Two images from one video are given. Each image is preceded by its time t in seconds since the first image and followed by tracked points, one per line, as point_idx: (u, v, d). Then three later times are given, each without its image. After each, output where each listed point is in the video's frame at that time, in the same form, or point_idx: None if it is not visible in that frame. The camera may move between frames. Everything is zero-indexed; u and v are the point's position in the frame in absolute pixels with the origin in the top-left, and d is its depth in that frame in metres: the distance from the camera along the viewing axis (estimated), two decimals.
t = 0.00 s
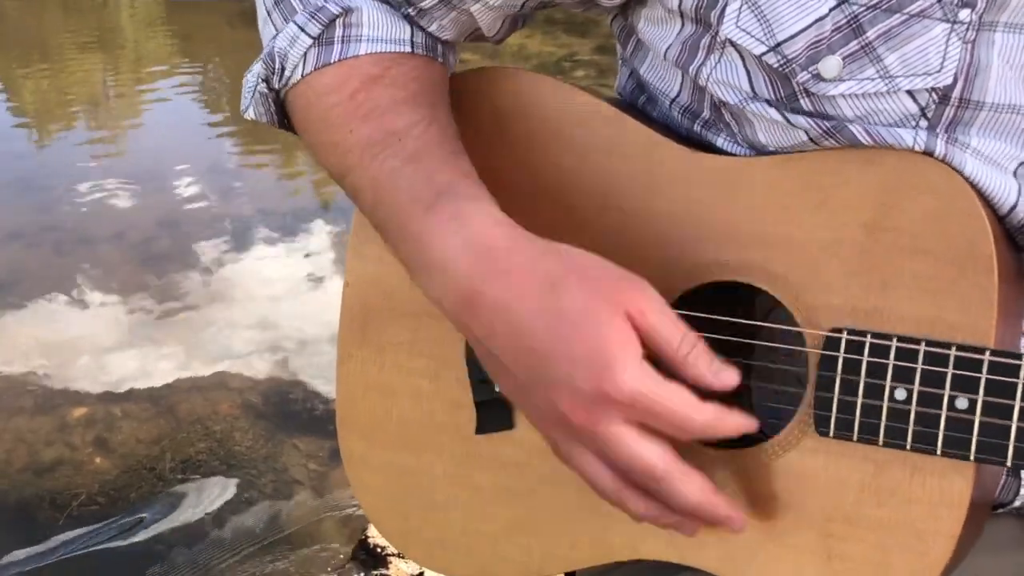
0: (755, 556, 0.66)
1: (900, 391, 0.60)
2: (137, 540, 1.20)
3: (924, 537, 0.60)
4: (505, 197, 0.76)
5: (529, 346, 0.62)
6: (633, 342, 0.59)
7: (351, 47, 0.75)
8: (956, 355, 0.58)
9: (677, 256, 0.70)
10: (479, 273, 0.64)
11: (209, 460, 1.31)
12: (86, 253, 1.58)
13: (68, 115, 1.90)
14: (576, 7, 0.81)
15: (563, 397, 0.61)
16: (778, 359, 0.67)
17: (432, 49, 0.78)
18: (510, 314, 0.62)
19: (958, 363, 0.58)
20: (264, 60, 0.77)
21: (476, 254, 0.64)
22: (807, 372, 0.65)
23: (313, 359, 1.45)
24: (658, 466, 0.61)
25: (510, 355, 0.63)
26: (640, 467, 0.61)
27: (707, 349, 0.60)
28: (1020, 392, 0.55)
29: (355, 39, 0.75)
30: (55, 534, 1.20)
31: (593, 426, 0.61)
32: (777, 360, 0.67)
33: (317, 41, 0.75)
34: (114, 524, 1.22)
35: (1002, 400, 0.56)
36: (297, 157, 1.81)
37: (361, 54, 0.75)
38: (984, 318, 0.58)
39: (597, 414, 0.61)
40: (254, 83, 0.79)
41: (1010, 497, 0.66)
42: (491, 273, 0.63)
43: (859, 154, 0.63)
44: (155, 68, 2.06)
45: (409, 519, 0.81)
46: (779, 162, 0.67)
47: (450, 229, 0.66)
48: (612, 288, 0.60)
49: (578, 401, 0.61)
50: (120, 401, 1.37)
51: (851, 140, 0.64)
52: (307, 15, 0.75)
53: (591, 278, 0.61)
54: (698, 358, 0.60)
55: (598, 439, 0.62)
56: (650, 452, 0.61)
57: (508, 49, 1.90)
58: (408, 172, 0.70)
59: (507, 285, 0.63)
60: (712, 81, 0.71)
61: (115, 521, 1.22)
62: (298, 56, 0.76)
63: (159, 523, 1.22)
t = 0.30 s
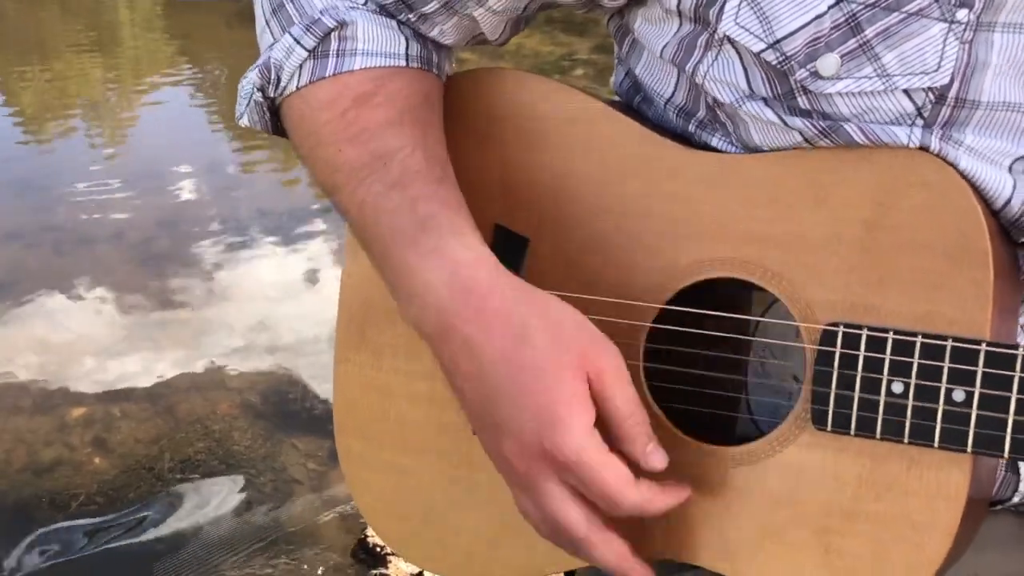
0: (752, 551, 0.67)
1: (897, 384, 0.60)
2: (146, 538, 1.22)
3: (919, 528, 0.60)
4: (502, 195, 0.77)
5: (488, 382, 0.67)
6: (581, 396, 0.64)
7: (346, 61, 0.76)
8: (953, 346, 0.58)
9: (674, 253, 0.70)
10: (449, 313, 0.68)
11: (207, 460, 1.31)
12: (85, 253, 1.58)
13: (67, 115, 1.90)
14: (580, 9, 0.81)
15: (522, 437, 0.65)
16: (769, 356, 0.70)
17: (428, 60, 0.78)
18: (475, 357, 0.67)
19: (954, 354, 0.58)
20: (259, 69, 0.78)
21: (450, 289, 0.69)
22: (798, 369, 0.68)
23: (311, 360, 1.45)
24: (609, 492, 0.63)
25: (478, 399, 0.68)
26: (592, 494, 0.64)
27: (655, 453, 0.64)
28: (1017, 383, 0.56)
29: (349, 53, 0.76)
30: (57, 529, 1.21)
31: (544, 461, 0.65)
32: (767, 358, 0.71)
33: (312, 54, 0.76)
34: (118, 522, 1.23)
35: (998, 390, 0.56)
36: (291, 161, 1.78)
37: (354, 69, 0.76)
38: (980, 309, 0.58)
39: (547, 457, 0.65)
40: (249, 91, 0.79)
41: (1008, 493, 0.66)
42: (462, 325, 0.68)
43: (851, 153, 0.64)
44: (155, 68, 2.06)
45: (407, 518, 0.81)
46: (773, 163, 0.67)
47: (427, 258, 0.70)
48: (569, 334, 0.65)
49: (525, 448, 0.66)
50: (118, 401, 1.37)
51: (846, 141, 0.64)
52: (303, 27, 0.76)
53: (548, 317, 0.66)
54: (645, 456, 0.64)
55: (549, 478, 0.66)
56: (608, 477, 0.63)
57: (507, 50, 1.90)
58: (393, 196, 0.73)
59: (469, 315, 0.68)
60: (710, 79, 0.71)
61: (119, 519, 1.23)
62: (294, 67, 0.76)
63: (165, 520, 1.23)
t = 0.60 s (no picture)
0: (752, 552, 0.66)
1: (899, 386, 0.60)
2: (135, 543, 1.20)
3: (921, 533, 0.60)
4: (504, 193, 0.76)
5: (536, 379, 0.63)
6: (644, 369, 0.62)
7: (355, 70, 0.75)
8: (955, 348, 0.58)
9: (679, 251, 0.70)
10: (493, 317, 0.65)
11: (208, 462, 1.30)
12: (85, 252, 1.58)
13: (66, 115, 1.90)
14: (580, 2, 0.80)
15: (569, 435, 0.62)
16: (773, 358, 0.69)
17: (436, 63, 0.78)
18: (517, 365, 0.64)
19: (956, 356, 0.58)
20: (267, 77, 0.77)
21: (479, 296, 0.66)
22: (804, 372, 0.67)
23: (311, 360, 1.44)
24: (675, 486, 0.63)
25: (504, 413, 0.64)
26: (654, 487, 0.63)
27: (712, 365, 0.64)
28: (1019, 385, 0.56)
29: (358, 61, 0.75)
30: (58, 537, 1.20)
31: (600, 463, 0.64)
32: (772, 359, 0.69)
33: (320, 63, 0.75)
34: (112, 526, 1.22)
35: (1000, 393, 0.56)
36: (292, 162, 1.79)
37: (364, 77, 0.75)
38: (981, 311, 0.58)
39: (542, 467, 0.63)
40: (256, 99, 0.78)
41: (1011, 496, 0.65)
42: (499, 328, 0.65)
43: (857, 152, 0.63)
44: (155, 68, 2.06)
45: (408, 518, 0.81)
46: (780, 160, 0.67)
47: (455, 271, 0.67)
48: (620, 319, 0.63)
49: (522, 458, 0.63)
50: (119, 402, 1.37)
51: (850, 142, 0.64)
52: (311, 35, 0.75)
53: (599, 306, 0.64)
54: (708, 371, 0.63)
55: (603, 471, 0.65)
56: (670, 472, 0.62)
57: (507, 49, 1.89)
58: (410, 205, 0.71)
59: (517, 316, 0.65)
60: (713, 79, 0.71)
61: (114, 522, 1.22)
62: (301, 76, 0.76)
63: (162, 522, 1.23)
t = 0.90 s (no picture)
0: (756, 556, 0.67)
1: (908, 396, 0.60)
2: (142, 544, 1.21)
3: (927, 540, 0.61)
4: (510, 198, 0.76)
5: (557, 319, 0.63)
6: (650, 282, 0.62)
7: (358, 54, 0.75)
8: (965, 360, 0.58)
9: (686, 255, 0.70)
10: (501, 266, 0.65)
11: (209, 463, 1.30)
12: (85, 253, 1.58)
13: (67, 116, 1.90)
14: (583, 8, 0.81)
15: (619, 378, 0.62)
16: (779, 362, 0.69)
17: (440, 53, 0.78)
18: (537, 330, 0.64)
19: (966, 368, 0.58)
20: (272, 65, 0.77)
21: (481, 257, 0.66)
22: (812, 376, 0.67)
23: (314, 362, 1.44)
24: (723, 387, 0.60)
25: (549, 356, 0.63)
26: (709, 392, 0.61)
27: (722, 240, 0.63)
28: None
29: (361, 46, 0.75)
30: (58, 538, 1.20)
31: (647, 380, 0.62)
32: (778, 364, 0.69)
33: (325, 48, 0.75)
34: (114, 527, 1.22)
35: (1009, 404, 0.56)
36: (296, 158, 1.80)
37: (368, 62, 0.75)
38: (991, 324, 0.58)
39: (576, 450, 0.63)
40: (261, 89, 0.79)
41: (1014, 503, 0.66)
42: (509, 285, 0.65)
43: (863, 158, 0.64)
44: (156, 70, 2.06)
45: (412, 520, 0.81)
46: (786, 165, 0.67)
47: (461, 246, 0.67)
48: (614, 329, 0.64)
49: (561, 436, 0.64)
50: (120, 403, 1.37)
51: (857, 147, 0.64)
52: (315, 21, 0.76)
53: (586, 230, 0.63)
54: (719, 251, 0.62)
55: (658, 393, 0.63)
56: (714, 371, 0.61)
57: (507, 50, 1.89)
58: (416, 183, 0.71)
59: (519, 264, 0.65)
60: (719, 85, 0.71)
61: (117, 522, 1.23)
62: (306, 63, 0.76)
63: (158, 526, 1.23)
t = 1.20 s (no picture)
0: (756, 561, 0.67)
1: (908, 401, 0.60)
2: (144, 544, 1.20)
3: (928, 545, 0.61)
4: (511, 201, 0.77)
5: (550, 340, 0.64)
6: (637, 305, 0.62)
7: (357, 68, 0.75)
8: (966, 365, 0.58)
9: (687, 258, 0.70)
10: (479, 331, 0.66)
11: (209, 465, 1.30)
12: (85, 255, 1.58)
13: (68, 117, 1.90)
14: (585, 12, 0.81)
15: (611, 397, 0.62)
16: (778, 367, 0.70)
17: (439, 62, 0.78)
18: (522, 357, 0.64)
19: (967, 373, 0.58)
20: (270, 77, 0.78)
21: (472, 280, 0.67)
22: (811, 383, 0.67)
23: (314, 364, 1.44)
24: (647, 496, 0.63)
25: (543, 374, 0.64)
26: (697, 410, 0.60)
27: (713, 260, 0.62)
28: None
29: (360, 59, 0.75)
30: (62, 539, 1.20)
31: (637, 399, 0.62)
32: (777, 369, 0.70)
33: (323, 61, 0.76)
34: (116, 528, 1.22)
35: (1010, 410, 0.56)
36: (297, 160, 1.80)
37: (366, 75, 0.75)
38: (993, 329, 0.58)
39: (571, 471, 0.64)
40: (260, 99, 0.79)
41: (1014, 508, 0.66)
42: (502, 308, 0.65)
43: (864, 163, 0.64)
44: (157, 71, 2.06)
45: (412, 524, 0.81)
46: (787, 169, 0.67)
47: (449, 273, 0.67)
48: (606, 345, 0.64)
49: (555, 459, 0.64)
50: (121, 405, 1.37)
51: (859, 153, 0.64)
52: (313, 33, 0.76)
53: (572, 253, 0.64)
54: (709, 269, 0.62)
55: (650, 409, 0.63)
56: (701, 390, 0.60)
57: (509, 52, 1.89)
58: (412, 209, 0.71)
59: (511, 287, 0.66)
60: (721, 89, 0.71)
61: (117, 525, 1.22)
62: (304, 74, 0.76)
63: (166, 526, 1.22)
